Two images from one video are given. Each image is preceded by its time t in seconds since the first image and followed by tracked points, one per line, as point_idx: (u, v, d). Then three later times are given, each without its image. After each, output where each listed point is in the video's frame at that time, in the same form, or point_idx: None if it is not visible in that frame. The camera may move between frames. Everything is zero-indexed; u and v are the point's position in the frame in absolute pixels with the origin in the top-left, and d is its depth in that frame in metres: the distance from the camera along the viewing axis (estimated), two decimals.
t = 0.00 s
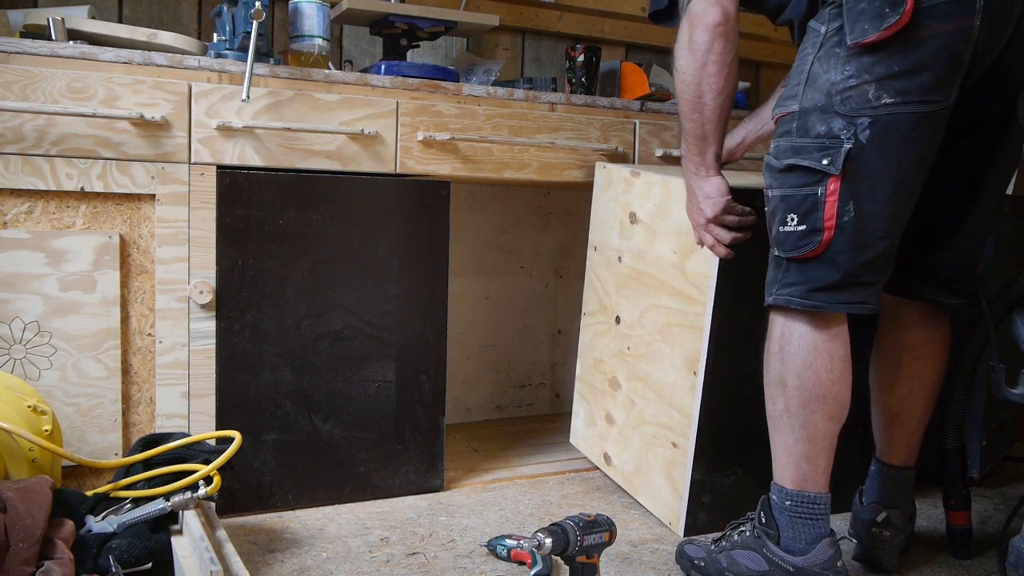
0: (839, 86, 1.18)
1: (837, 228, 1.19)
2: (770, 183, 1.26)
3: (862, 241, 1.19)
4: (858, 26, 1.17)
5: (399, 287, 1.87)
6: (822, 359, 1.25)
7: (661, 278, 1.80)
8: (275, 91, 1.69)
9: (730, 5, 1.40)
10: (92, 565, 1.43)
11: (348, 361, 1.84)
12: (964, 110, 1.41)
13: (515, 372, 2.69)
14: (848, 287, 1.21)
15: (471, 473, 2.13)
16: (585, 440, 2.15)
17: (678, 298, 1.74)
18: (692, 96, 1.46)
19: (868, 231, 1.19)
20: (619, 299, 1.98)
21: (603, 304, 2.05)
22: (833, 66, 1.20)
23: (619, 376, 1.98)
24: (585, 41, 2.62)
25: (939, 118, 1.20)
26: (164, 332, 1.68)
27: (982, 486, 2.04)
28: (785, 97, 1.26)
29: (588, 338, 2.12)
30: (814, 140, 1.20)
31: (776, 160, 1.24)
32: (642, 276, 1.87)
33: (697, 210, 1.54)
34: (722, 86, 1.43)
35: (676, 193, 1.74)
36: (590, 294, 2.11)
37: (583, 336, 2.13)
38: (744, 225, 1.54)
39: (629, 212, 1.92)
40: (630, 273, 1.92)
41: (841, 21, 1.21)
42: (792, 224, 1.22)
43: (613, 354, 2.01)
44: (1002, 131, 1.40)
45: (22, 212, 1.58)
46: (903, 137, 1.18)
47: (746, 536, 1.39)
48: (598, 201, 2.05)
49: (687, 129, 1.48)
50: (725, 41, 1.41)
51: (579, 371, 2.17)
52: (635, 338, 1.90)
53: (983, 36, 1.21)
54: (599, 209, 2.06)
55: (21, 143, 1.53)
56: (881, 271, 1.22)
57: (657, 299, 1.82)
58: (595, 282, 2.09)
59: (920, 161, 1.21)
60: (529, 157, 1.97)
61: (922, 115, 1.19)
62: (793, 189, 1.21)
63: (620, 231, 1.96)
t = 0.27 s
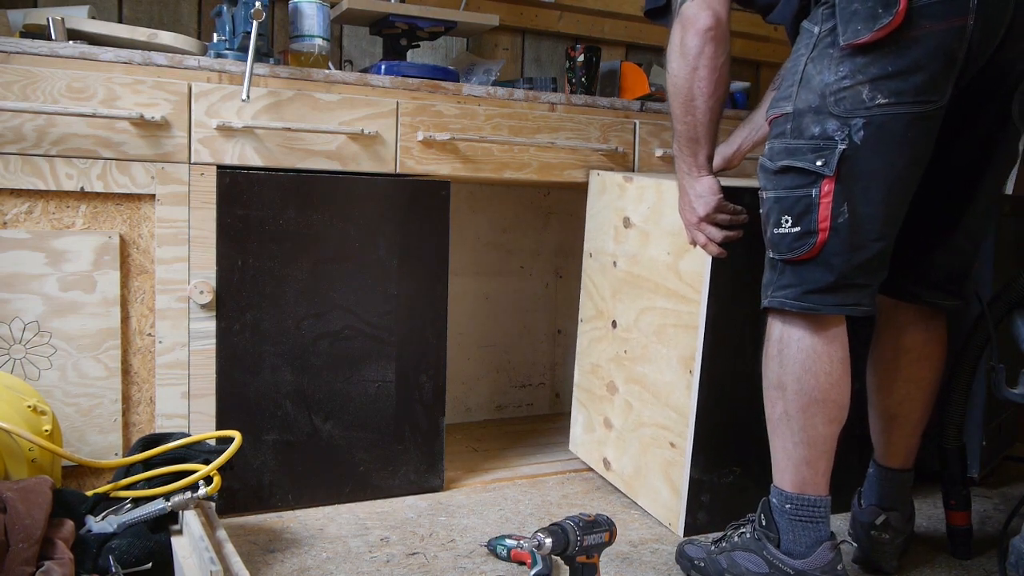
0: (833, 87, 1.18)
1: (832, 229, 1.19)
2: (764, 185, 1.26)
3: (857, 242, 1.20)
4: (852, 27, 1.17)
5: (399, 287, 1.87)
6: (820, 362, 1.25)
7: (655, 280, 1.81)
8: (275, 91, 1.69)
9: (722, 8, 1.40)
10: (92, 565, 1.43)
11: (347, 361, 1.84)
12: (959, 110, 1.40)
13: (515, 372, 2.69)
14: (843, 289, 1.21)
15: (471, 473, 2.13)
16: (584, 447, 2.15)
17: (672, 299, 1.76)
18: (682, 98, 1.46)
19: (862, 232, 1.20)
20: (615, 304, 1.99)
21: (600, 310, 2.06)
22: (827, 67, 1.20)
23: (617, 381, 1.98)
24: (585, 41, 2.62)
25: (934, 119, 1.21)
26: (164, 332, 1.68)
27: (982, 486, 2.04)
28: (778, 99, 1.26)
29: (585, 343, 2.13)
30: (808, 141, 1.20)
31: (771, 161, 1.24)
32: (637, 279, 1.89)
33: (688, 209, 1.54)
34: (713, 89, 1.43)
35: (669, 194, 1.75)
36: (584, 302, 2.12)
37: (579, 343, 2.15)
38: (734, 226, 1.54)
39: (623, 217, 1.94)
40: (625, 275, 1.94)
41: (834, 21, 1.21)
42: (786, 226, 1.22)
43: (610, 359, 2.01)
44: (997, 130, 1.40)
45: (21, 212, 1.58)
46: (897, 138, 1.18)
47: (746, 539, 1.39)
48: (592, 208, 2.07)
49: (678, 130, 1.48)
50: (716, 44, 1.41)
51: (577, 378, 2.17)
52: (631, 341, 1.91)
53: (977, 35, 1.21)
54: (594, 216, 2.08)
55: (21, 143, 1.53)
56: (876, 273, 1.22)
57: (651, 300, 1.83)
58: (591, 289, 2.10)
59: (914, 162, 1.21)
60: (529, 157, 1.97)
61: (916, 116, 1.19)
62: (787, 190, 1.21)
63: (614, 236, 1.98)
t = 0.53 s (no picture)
0: (831, 86, 1.18)
1: (831, 229, 1.19)
2: (762, 185, 1.25)
3: (856, 242, 1.19)
4: (851, 25, 1.17)
5: (399, 287, 1.87)
6: (820, 363, 1.25)
7: (655, 280, 1.81)
8: (275, 91, 1.69)
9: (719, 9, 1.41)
10: (92, 565, 1.43)
11: (347, 361, 1.84)
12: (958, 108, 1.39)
13: (515, 373, 2.69)
14: (842, 290, 1.21)
15: (471, 473, 2.13)
16: (584, 447, 2.15)
17: (672, 298, 1.76)
18: (680, 99, 1.46)
19: (861, 232, 1.19)
20: (614, 305, 1.99)
21: (600, 308, 2.06)
22: (825, 66, 1.20)
23: (617, 382, 1.98)
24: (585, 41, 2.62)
25: (931, 118, 1.21)
26: (164, 332, 1.68)
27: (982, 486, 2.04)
28: (776, 98, 1.26)
29: (585, 344, 2.13)
30: (806, 141, 1.20)
31: (769, 161, 1.24)
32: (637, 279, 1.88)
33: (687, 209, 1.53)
34: (710, 90, 1.43)
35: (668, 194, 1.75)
36: (586, 301, 2.12)
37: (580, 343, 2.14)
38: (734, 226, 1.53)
39: (623, 217, 1.94)
40: (624, 275, 1.94)
41: (831, 20, 1.21)
42: (784, 226, 1.22)
43: (610, 359, 2.01)
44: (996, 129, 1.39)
45: (22, 212, 1.58)
46: (895, 137, 1.18)
47: (746, 539, 1.39)
48: (592, 209, 2.07)
49: (676, 132, 1.48)
50: (713, 45, 1.41)
51: (577, 378, 2.17)
52: (631, 342, 1.91)
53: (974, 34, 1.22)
54: (594, 217, 2.08)
55: (21, 143, 1.53)
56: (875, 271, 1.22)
57: (650, 301, 1.83)
58: (591, 288, 2.10)
59: (912, 161, 1.21)
60: (529, 157, 1.97)
61: (914, 115, 1.19)
62: (786, 190, 1.21)
63: (614, 236, 1.98)
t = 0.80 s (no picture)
0: (826, 88, 1.18)
1: (827, 231, 1.19)
2: (759, 186, 1.26)
3: (853, 244, 1.19)
4: (846, 28, 1.17)
5: (399, 287, 1.87)
6: (818, 363, 1.25)
7: (654, 282, 1.81)
8: (275, 91, 1.69)
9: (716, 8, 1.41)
10: (92, 565, 1.43)
11: (347, 361, 1.83)
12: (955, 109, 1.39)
13: (515, 373, 2.69)
14: (840, 291, 1.21)
15: (471, 473, 2.13)
16: (584, 452, 2.13)
17: (671, 299, 1.76)
18: (678, 98, 1.46)
19: (858, 233, 1.19)
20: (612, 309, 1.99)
21: (597, 314, 2.06)
22: (820, 68, 1.20)
23: (616, 383, 1.98)
24: (585, 41, 2.62)
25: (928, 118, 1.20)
26: (164, 332, 1.68)
27: (982, 486, 2.04)
28: (773, 99, 1.26)
29: (582, 350, 2.13)
30: (803, 142, 1.20)
31: (765, 163, 1.24)
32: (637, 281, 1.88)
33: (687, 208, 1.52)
34: (709, 89, 1.44)
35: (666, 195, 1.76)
36: (581, 308, 2.13)
37: (577, 348, 2.14)
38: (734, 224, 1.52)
39: (619, 220, 1.95)
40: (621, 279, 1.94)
41: (826, 21, 1.20)
42: (781, 228, 1.22)
43: (609, 364, 2.01)
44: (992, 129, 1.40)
45: (21, 212, 1.58)
46: (891, 139, 1.18)
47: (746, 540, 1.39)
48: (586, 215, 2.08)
49: (675, 132, 1.48)
50: (712, 44, 1.42)
51: (575, 382, 2.17)
52: (630, 344, 1.92)
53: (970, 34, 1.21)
54: (588, 223, 2.08)
55: (21, 143, 1.53)
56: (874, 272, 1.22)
57: (650, 302, 1.84)
58: (587, 294, 2.10)
59: (909, 162, 1.20)
60: (529, 157, 1.97)
61: (910, 116, 1.18)
62: (782, 192, 1.21)
63: (611, 241, 1.98)
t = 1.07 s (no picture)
0: (815, 92, 1.19)
1: (814, 234, 1.19)
2: (750, 189, 1.26)
3: (840, 248, 1.19)
4: (833, 34, 1.17)
5: (399, 287, 1.87)
6: (816, 367, 1.25)
7: (653, 283, 1.81)
8: (275, 91, 1.69)
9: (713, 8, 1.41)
10: (92, 565, 1.43)
11: (347, 361, 1.83)
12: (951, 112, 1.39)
13: (515, 373, 2.69)
14: (827, 295, 1.21)
15: (471, 473, 2.13)
16: (583, 458, 2.12)
17: (672, 300, 1.76)
18: (675, 99, 1.46)
19: (844, 237, 1.19)
20: (610, 311, 1.99)
21: (594, 318, 2.07)
22: (811, 72, 1.20)
23: (615, 385, 1.98)
24: (585, 41, 2.62)
25: (916, 122, 1.20)
26: (164, 332, 1.68)
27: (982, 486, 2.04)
28: (766, 103, 1.27)
29: (579, 354, 2.13)
30: (792, 146, 1.20)
31: (756, 166, 1.25)
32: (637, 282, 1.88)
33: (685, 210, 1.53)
34: (705, 90, 1.44)
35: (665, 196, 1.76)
36: (578, 311, 2.13)
37: (574, 353, 2.14)
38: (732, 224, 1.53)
39: (616, 223, 1.95)
40: (619, 282, 1.94)
41: (816, 26, 1.21)
42: (770, 231, 1.22)
43: (607, 366, 2.01)
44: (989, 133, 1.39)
45: (21, 212, 1.58)
46: (878, 142, 1.17)
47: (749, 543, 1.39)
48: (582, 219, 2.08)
49: (672, 133, 1.49)
50: (709, 45, 1.42)
51: (573, 387, 2.17)
52: (630, 345, 1.92)
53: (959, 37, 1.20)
54: (584, 227, 2.09)
55: (21, 143, 1.53)
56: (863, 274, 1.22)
57: (650, 304, 1.84)
58: (584, 298, 2.10)
59: (898, 165, 1.20)
60: (529, 157, 1.96)
61: (899, 121, 1.18)
62: (771, 195, 1.22)
63: (609, 243, 1.98)
